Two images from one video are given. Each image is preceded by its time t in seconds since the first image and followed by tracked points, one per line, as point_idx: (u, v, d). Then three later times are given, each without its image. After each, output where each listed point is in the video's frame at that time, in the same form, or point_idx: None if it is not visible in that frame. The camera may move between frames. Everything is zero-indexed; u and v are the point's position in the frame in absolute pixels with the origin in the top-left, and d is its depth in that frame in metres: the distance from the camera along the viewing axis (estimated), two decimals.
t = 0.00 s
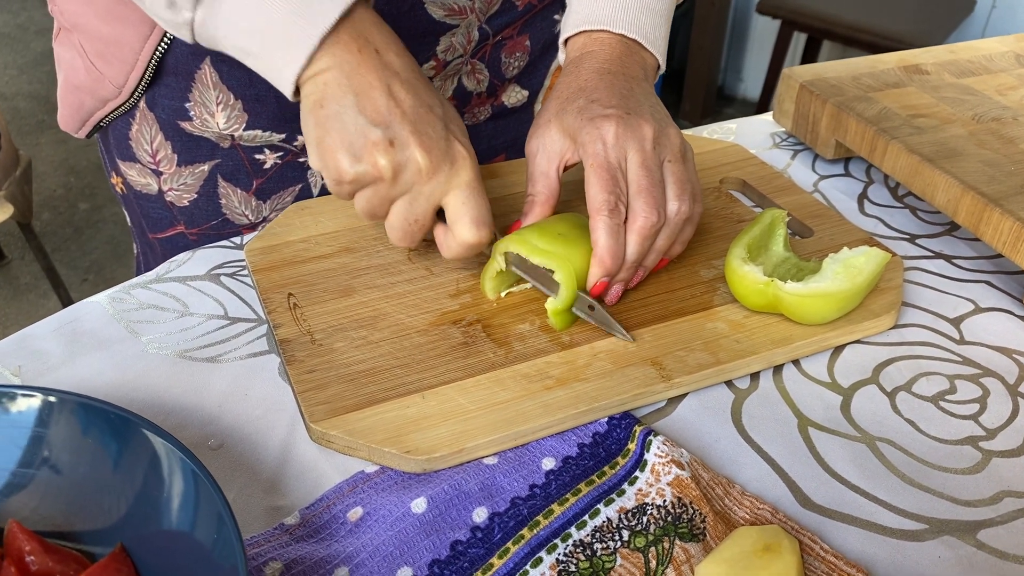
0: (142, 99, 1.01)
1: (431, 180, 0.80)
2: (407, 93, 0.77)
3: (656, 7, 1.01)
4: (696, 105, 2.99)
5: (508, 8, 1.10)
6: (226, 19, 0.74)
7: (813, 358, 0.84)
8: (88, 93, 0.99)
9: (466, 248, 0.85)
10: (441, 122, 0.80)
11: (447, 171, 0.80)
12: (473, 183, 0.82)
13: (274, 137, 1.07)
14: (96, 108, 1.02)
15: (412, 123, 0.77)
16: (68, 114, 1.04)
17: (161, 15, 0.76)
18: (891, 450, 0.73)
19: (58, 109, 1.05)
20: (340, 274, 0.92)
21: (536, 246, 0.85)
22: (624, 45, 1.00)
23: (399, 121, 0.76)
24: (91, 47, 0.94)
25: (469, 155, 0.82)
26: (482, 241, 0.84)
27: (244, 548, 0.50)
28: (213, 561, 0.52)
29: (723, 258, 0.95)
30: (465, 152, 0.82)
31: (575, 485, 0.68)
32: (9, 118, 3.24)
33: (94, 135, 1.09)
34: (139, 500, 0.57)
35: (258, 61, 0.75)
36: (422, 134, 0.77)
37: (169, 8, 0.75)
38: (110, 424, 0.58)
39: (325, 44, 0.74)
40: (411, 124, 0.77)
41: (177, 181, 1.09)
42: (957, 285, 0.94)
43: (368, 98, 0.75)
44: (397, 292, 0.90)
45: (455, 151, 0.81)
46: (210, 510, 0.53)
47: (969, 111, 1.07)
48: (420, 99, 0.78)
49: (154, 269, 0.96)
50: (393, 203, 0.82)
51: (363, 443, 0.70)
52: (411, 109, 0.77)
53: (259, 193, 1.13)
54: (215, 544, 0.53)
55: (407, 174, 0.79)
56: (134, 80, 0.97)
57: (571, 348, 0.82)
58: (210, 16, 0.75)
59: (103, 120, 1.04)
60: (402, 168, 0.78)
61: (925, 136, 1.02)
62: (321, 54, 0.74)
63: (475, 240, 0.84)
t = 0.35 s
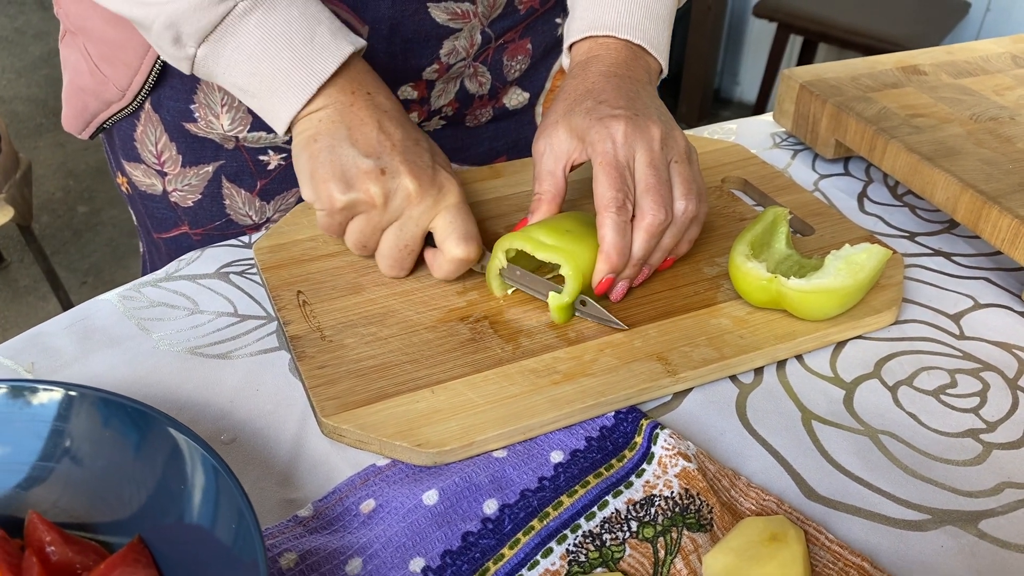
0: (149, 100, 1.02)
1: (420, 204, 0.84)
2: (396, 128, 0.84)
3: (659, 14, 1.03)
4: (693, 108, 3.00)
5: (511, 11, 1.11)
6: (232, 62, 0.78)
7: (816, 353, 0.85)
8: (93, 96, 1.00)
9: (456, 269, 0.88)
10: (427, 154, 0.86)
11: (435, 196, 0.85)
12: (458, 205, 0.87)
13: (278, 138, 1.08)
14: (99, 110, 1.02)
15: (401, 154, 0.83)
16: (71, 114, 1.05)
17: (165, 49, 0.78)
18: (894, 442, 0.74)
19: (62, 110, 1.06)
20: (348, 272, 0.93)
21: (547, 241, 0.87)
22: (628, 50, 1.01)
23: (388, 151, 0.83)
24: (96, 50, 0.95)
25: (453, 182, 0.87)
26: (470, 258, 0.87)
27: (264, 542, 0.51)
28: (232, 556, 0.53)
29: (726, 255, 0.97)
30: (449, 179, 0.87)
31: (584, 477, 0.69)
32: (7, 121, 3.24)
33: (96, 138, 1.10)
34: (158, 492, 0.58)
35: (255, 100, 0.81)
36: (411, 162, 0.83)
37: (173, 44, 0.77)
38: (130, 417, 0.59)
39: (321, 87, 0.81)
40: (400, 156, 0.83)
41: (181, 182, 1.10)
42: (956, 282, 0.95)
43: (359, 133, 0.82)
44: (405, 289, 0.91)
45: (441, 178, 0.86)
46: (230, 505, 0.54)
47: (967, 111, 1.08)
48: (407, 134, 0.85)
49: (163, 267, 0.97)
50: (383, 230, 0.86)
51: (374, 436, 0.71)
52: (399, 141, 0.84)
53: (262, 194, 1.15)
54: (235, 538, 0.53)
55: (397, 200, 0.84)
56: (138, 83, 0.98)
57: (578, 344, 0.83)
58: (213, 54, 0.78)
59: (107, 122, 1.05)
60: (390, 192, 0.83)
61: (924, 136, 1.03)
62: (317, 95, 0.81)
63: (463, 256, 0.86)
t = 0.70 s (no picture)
0: (148, 103, 1.03)
1: (347, 203, 0.86)
2: (318, 128, 0.85)
3: (663, 21, 1.04)
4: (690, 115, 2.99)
5: (511, 18, 1.13)
6: (153, 63, 0.81)
7: (809, 354, 0.87)
8: (88, 97, 1.03)
9: (393, 265, 0.91)
10: (353, 151, 0.87)
11: (361, 194, 0.87)
12: (387, 202, 0.88)
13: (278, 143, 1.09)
14: (95, 111, 1.04)
15: (324, 154, 0.84)
16: (68, 114, 1.07)
17: (93, 48, 0.82)
18: (886, 441, 0.76)
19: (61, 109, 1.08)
20: (350, 275, 0.95)
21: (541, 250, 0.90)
22: (631, 56, 1.03)
23: (311, 153, 0.84)
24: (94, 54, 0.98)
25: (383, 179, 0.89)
26: (402, 256, 0.89)
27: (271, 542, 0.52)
28: (240, 555, 0.54)
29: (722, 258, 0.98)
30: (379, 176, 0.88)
31: (582, 475, 0.71)
32: (5, 126, 3.26)
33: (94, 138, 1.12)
34: (167, 491, 0.60)
35: (179, 101, 0.83)
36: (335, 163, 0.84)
37: (99, 44, 0.81)
38: (141, 417, 0.60)
39: (239, 92, 0.82)
40: (323, 156, 0.84)
41: (185, 187, 1.12)
42: (947, 284, 0.97)
43: (280, 136, 0.83)
44: (406, 292, 0.92)
45: (367, 174, 0.87)
46: (238, 507, 0.55)
47: (958, 116, 1.10)
48: (331, 133, 0.86)
49: (167, 270, 0.99)
50: (319, 228, 0.88)
51: (376, 436, 0.73)
52: (322, 141, 0.85)
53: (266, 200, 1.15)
54: (243, 538, 0.55)
55: (324, 200, 0.85)
56: (129, 88, 1.00)
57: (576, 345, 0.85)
58: (138, 54, 0.81)
59: (103, 124, 1.07)
60: (317, 192, 0.84)
61: (915, 140, 1.05)
62: (235, 101, 0.82)
63: (397, 254, 0.89)
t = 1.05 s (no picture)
0: (150, 104, 1.04)
1: (382, 135, 0.80)
2: (347, 60, 0.79)
3: (656, 24, 1.05)
4: (686, 116, 3.01)
5: (510, 23, 1.13)
6: (182, 18, 0.78)
7: (809, 356, 0.88)
8: (90, 97, 1.03)
9: (437, 194, 0.84)
10: (384, 80, 0.80)
11: (395, 123, 0.80)
12: (421, 130, 0.81)
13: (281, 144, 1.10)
14: (96, 112, 1.05)
15: (354, 87, 0.79)
16: (69, 114, 1.07)
17: (125, 15, 0.80)
18: (885, 442, 0.77)
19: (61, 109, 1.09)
20: (352, 278, 0.95)
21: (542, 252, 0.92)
22: (626, 58, 1.04)
23: (341, 87, 0.78)
24: (94, 53, 0.98)
25: (417, 105, 0.81)
26: (440, 185, 0.82)
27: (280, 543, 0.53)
28: (249, 556, 0.55)
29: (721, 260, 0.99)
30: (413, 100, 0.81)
31: (585, 476, 0.71)
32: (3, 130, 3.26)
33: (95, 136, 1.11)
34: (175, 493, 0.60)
35: (211, 53, 0.81)
36: (364, 95, 0.78)
37: (128, 8, 0.79)
38: (148, 419, 0.61)
39: (267, 32, 0.78)
40: (354, 87, 0.79)
41: (187, 187, 1.12)
42: (945, 286, 0.98)
43: (310, 73, 0.78)
44: (408, 295, 0.93)
45: (400, 102, 0.80)
46: (247, 508, 0.56)
47: (955, 120, 1.11)
48: (360, 63, 0.80)
49: (170, 273, 0.99)
50: (361, 164, 0.84)
51: (380, 437, 0.73)
52: (352, 73, 0.79)
53: (266, 200, 1.17)
54: (251, 540, 0.55)
55: (360, 135, 0.80)
56: (133, 86, 1.00)
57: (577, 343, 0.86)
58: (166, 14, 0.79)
59: (104, 123, 1.08)
60: (351, 126, 0.79)
61: (912, 144, 1.06)
62: (264, 41, 0.78)
63: (435, 183, 0.81)
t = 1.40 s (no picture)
0: (153, 103, 1.03)
1: (424, 156, 0.79)
2: (395, 77, 0.79)
3: (655, 28, 1.05)
4: (685, 118, 3.01)
5: (514, 24, 1.13)
6: (226, 27, 0.76)
7: (809, 357, 0.87)
8: (94, 97, 1.02)
9: (467, 218, 0.84)
10: (430, 101, 0.80)
11: (438, 146, 0.79)
12: (462, 155, 0.81)
13: (286, 145, 1.11)
14: (101, 112, 1.04)
15: (402, 105, 0.78)
16: (73, 115, 1.06)
17: (165, 23, 0.77)
18: (886, 443, 0.76)
19: (65, 109, 1.07)
20: (351, 278, 0.95)
21: (543, 253, 0.92)
22: (625, 62, 1.03)
23: (389, 104, 0.77)
24: (100, 52, 0.97)
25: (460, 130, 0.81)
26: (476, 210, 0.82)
27: (277, 545, 0.52)
28: (246, 559, 0.54)
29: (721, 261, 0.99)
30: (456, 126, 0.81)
31: (584, 477, 0.71)
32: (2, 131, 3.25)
33: (97, 138, 1.11)
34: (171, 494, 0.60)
35: (257, 64, 0.79)
36: (413, 113, 0.77)
37: (171, 17, 0.75)
38: (144, 419, 0.61)
39: (317, 41, 0.76)
40: (401, 106, 0.78)
41: (189, 187, 1.12)
42: (945, 287, 0.97)
43: (358, 86, 0.77)
44: (406, 296, 0.92)
45: (447, 126, 0.80)
46: (243, 510, 0.55)
47: (955, 120, 1.11)
48: (408, 82, 0.79)
49: (167, 274, 0.99)
50: (393, 183, 0.83)
51: (378, 438, 0.73)
52: (400, 91, 0.78)
53: (268, 200, 1.16)
54: (248, 543, 0.54)
55: (401, 153, 0.79)
56: (139, 87, 1.00)
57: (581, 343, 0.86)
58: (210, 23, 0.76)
59: (108, 123, 1.06)
60: (395, 146, 0.78)
61: (913, 145, 1.06)
62: (313, 50, 0.76)
63: (471, 208, 0.82)
